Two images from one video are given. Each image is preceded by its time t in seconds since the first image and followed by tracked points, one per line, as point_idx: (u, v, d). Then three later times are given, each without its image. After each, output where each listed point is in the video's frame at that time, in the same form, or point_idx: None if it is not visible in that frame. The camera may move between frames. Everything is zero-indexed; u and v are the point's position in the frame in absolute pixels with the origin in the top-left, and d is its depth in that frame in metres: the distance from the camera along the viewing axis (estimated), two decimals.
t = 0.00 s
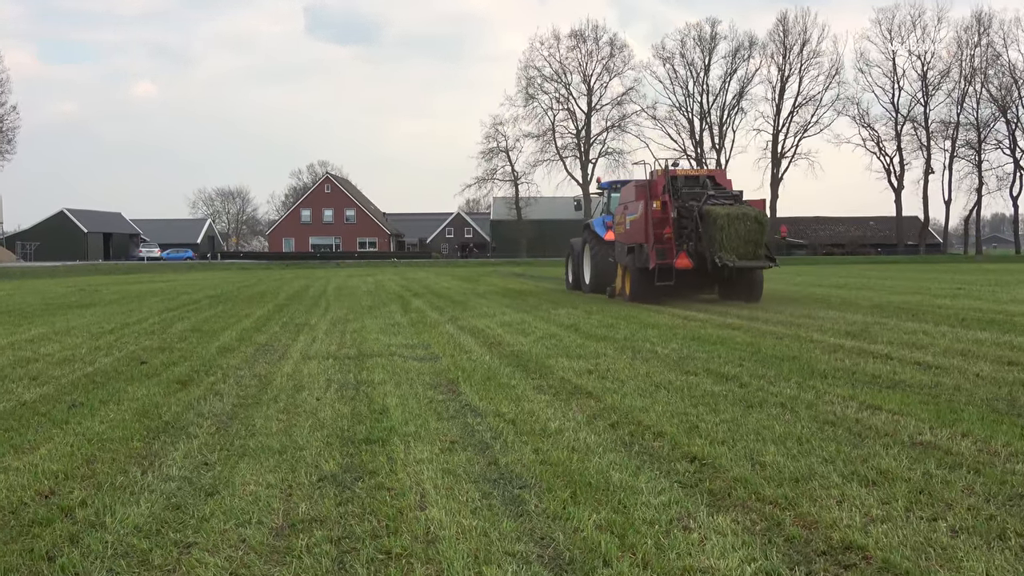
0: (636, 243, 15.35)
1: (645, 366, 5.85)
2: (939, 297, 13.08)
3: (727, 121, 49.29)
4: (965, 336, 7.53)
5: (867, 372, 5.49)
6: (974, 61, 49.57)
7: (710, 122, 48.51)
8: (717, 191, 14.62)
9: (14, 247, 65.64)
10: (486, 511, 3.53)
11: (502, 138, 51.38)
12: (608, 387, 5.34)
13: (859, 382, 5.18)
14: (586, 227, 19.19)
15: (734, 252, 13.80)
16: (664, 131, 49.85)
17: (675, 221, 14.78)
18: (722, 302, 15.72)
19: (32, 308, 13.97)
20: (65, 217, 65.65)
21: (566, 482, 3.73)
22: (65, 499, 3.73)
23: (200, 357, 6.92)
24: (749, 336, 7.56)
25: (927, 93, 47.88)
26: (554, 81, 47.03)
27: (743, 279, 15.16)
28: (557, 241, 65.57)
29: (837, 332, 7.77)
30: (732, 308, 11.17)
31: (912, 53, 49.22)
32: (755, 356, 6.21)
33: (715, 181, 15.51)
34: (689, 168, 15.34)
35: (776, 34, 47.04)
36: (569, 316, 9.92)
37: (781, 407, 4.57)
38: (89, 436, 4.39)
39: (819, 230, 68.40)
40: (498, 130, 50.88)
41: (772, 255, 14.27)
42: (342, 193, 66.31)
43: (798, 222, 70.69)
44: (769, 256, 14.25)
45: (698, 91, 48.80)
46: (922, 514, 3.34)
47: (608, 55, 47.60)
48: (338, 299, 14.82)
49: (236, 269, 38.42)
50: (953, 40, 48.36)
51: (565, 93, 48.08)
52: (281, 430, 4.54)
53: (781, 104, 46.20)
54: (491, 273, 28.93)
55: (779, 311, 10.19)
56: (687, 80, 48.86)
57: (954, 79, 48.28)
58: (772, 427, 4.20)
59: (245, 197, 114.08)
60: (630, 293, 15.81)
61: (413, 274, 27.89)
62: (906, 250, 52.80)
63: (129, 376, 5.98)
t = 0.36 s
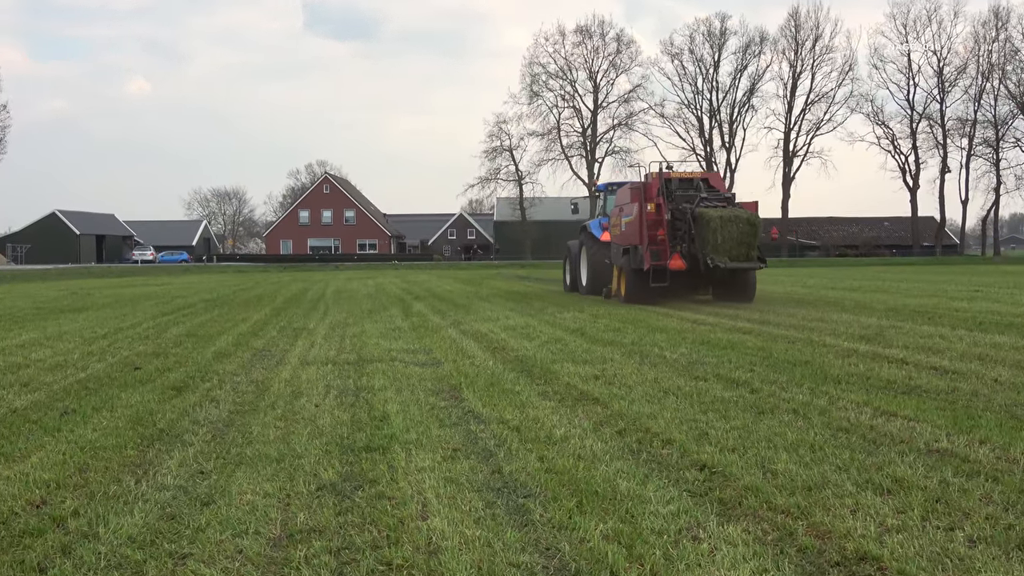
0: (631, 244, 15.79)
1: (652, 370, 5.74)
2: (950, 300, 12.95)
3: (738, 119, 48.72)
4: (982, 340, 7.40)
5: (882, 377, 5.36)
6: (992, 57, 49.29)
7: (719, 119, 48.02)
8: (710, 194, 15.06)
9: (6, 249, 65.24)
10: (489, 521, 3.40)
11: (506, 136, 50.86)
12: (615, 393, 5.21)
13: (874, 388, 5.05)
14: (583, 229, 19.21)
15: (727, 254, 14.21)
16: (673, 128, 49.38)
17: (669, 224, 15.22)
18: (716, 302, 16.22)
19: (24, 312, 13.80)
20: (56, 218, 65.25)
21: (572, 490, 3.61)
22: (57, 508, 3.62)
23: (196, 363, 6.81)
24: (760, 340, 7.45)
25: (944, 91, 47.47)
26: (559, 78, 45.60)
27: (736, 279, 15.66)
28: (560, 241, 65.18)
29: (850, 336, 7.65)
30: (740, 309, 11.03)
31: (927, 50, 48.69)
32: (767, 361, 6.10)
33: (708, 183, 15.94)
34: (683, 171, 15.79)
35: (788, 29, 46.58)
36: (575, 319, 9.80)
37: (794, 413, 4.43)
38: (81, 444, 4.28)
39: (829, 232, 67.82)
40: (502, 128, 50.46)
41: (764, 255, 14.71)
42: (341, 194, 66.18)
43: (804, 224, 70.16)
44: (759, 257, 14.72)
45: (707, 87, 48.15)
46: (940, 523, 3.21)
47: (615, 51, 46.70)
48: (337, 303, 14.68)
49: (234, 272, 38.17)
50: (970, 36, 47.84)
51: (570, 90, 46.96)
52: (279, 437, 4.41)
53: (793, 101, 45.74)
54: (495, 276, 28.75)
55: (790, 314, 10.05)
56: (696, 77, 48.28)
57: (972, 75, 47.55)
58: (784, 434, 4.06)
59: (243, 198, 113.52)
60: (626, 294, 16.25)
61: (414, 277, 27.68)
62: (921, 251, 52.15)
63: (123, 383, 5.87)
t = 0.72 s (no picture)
0: (626, 246, 16.08)
1: (660, 376, 5.59)
2: (962, 304, 12.79)
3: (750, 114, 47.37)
4: (1001, 345, 7.24)
5: (899, 384, 5.21)
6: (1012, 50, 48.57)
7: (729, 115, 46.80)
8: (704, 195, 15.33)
9: None
10: (491, 533, 3.23)
11: (509, 134, 50.09)
12: (622, 401, 5.06)
13: (891, 395, 4.91)
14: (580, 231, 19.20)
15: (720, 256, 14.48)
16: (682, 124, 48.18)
17: (663, 225, 15.51)
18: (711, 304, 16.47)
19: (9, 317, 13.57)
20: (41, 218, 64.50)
21: (579, 501, 3.44)
22: (42, 520, 3.47)
23: (186, 369, 6.65)
24: (772, 345, 7.29)
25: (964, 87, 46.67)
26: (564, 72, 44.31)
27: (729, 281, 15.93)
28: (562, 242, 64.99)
29: (866, 341, 7.50)
30: (749, 313, 10.88)
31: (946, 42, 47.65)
32: (779, 366, 5.97)
33: (704, 186, 16.18)
34: (678, 173, 16.04)
35: (801, 22, 45.63)
36: (580, 323, 9.63)
37: (808, 421, 4.27)
38: (66, 454, 4.13)
39: (842, 233, 66.83)
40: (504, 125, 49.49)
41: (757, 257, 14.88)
42: (337, 193, 65.92)
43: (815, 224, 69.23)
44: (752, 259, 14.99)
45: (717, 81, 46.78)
46: (961, 536, 3.04)
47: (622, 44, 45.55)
48: (333, 306, 14.49)
49: (226, 274, 37.78)
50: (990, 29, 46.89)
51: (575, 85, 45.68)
52: (272, 447, 4.26)
53: (806, 96, 44.86)
54: (497, 279, 28.50)
55: (803, 318, 9.86)
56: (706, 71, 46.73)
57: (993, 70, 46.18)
58: (797, 442, 3.90)
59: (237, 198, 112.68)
60: (621, 296, 16.49)
61: (414, 280, 27.43)
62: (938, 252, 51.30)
63: (111, 389, 5.72)
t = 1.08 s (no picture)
0: (625, 248, 16.06)
1: (673, 386, 5.42)
2: (978, 307, 12.58)
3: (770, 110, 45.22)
4: None
5: (924, 393, 5.03)
6: None
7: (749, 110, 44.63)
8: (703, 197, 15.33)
9: None
10: (497, 549, 3.04)
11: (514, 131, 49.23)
12: (633, 411, 4.89)
13: (916, 405, 4.73)
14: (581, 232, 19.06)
15: (717, 258, 14.51)
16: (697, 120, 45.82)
17: (662, 227, 15.51)
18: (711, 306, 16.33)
19: None
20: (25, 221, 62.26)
21: (589, 514, 3.27)
22: (26, 536, 3.31)
23: (176, 379, 6.47)
24: (792, 351, 7.10)
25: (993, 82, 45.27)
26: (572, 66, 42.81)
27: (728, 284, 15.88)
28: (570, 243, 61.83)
29: (891, 347, 7.31)
30: (761, 316, 10.69)
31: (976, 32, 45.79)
32: (798, 374, 5.81)
33: (703, 187, 16.16)
34: (677, 174, 15.99)
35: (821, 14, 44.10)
36: (589, 329, 9.40)
37: (829, 432, 4.10)
38: (51, 467, 3.97)
39: (866, 235, 65.14)
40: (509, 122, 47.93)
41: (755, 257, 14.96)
42: (335, 194, 65.58)
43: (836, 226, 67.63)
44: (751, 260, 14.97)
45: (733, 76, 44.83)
46: (990, 552, 2.87)
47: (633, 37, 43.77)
48: (331, 312, 14.28)
49: (218, 278, 37.30)
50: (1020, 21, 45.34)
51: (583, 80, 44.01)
52: (267, 459, 4.10)
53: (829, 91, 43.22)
54: (503, 283, 28.14)
55: (822, 323, 9.65)
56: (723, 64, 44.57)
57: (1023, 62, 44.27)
58: (819, 454, 3.73)
59: (230, 199, 111.52)
60: (619, 298, 16.43)
61: (417, 285, 27.10)
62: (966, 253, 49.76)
63: (99, 400, 5.55)
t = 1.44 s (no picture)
0: (625, 249, 15.93)
1: (687, 393, 5.27)
2: (994, 309, 12.37)
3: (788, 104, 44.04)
4: None
5: (950, 401, 4.89)
6: None
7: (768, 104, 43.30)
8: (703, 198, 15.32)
9: None
10: (506, 564, 2.88)
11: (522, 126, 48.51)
12: (647, 420, 4.74)
13: (942, 414, 4.58)
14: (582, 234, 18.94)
15: (717, 259, 14.60)
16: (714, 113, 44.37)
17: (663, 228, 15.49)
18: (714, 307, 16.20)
19: None
20: (11, 223, 61.58)
21: (601, 527, 3.11)
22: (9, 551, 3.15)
23: (169, 385, 6.32)
24: (812, 357, 6.94)
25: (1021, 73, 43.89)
26: (583, 59, 42.44)
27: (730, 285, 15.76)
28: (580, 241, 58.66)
29: (916, 353, 7.14)
30: (774, 320, 10.54)
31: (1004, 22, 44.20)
32: (819, 380, 5.67)
33: (704, 188, 16.05)
34: (678, 175, 15.87)
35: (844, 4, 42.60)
36: (601, 333, 9.23)
37: (852, 442, 3.94)
38: (38, 478, 3.81)
39: (892, 237, 63.52)
40: (516, 116, 47.16)
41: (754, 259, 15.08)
42: (334, 193, 65.36)
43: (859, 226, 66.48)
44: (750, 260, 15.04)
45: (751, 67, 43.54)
46: None
47: (645, 28, 42.80)
48: (329, 315, 14.10)
49: (212, 280, 37.02)
50: None
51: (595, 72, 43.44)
52: (264, 470, 3.94)
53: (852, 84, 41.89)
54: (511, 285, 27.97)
55: (842, 327, 9.48)
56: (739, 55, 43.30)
57: None
58: (840, 465, 3.58)
59: (225, 198, 110.88)
60: (620, 299, 16.29)
61: (422, 287, 26.96)
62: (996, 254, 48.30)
63: (88, 408, 5.39)
